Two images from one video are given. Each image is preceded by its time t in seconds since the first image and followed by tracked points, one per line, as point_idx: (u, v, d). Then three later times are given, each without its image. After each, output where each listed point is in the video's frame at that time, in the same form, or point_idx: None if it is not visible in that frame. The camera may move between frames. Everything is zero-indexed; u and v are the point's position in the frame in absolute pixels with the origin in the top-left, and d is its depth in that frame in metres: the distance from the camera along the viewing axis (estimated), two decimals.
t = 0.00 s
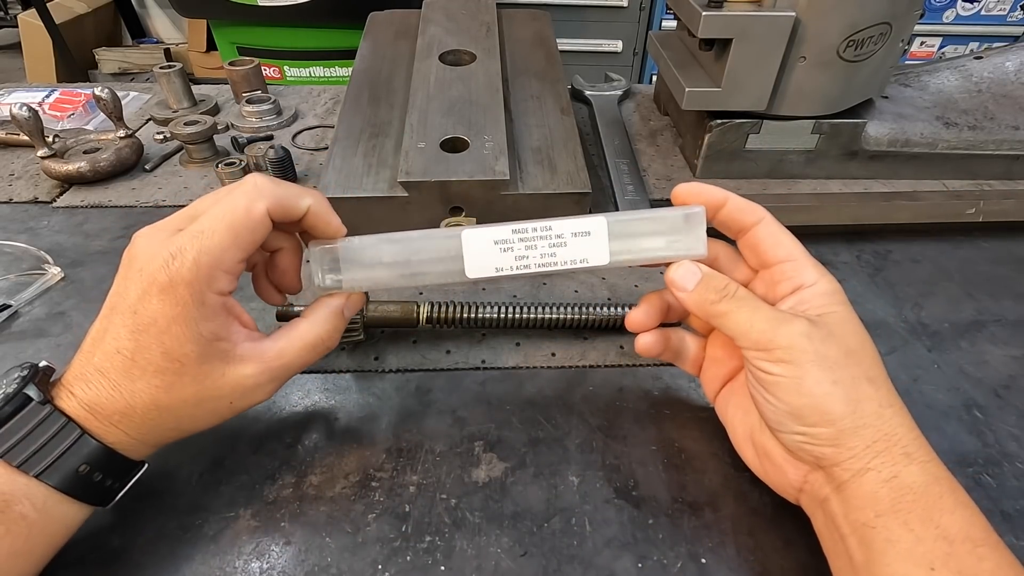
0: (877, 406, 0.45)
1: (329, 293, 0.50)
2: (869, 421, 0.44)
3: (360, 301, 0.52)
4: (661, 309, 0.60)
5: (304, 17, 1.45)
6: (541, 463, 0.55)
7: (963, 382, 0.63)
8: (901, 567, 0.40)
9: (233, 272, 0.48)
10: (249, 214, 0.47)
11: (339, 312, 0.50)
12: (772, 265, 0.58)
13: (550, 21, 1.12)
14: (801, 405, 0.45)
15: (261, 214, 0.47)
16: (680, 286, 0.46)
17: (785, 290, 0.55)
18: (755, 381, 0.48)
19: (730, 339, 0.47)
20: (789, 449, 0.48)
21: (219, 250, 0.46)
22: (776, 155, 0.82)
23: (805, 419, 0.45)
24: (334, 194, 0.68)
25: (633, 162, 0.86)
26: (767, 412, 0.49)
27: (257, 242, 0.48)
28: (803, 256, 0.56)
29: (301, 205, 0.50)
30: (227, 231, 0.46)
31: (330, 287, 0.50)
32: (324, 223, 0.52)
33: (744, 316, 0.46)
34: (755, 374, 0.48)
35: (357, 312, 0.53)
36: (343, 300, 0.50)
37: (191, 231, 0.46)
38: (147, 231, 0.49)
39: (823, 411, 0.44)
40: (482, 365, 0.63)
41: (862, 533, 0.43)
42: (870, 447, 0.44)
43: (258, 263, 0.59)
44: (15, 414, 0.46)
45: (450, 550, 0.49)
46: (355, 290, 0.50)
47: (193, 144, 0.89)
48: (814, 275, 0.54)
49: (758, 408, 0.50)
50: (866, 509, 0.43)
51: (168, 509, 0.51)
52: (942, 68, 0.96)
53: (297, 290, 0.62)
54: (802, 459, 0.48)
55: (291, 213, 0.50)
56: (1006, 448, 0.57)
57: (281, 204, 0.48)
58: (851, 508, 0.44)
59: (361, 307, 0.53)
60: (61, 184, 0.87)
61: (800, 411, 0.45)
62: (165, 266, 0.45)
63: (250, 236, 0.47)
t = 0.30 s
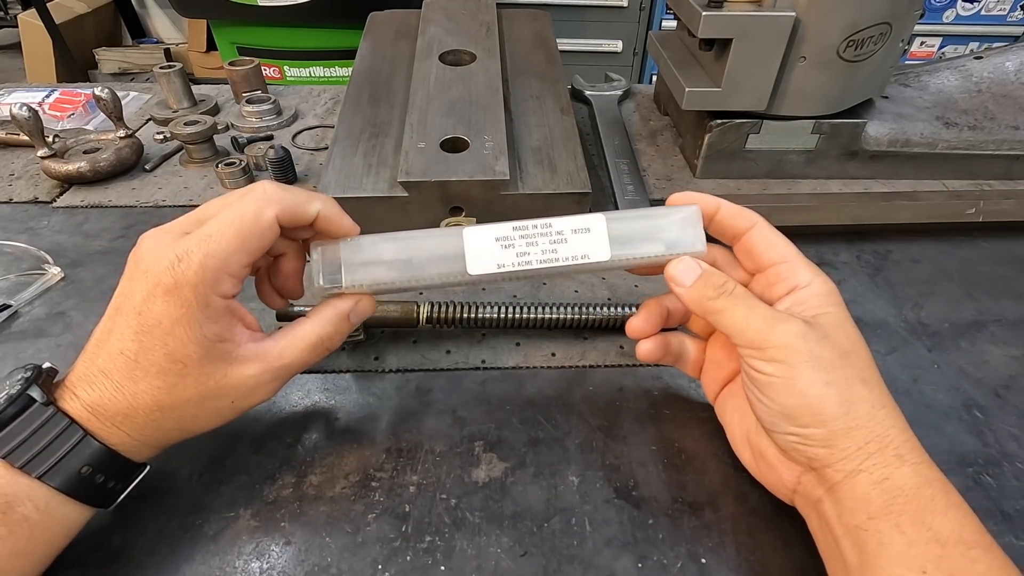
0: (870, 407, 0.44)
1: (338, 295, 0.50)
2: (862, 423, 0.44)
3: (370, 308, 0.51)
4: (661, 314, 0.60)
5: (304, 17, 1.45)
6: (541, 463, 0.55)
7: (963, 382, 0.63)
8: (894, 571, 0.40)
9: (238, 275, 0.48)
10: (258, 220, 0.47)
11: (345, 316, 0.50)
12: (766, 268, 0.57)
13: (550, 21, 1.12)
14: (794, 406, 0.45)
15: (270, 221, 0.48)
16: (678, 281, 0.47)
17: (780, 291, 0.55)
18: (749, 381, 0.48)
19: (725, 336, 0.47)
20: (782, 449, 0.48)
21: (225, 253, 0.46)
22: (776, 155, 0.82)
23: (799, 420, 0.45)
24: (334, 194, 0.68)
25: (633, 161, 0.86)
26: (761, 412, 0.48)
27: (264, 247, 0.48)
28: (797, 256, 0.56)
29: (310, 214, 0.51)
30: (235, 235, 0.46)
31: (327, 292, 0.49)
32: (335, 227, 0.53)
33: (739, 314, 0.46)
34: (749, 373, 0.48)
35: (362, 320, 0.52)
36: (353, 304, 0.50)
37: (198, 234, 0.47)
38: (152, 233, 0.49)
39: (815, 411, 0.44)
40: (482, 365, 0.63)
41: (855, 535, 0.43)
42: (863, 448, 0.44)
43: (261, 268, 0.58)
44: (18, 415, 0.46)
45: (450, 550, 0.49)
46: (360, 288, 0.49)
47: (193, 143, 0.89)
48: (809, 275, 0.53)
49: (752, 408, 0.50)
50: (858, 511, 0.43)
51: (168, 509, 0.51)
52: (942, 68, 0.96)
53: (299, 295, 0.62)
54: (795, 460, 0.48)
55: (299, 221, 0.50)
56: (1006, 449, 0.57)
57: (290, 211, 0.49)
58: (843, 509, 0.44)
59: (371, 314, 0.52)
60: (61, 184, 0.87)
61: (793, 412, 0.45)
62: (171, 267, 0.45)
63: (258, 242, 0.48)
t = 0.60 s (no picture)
0: (826, 418, 0.45)
1: (351, 288, 0.48)
2: (821, 431, 0.44)
3: (385, 304, 0.48)
4: (602, 313, 0.57)
5: (304, 17, 1.45)
6: (541, 463, 0.55)
7: (963, 382, 0.63)
8: None
9: (247, 275, 0.48)
10: (269, 219, 0.47)
11: (356, 309, 0.48)
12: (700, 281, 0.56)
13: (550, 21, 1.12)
14: (754, 416, 0.44)
15: (281, 220, 0.48)
16: (625, 292, 0.44)
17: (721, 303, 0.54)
18: (707, 393, 0.47)
19: (681, 348, 0.46)
20: (738, 464, 0.47)
21: (235, 253, 0.46)
22: (776, 155, 0.82)
23: (759, 430, 0.45)
24: (334, 195, 0.68)
25: (633, 162, 0.86)
26: (718, 426, 0.48)
27: (274, 246, 0.48)
28: (735, 270, 0.55)
29: (322, 217, 0.48)
30: (246, 234, 0.46)
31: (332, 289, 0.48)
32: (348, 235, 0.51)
33: (691, 327, 0.45)
34: (706, 382, 0.47)
35: (376, 318, 0.50)
36: (366, 299, 0.47)
37: (206, 233, 0.46)
38: (152, 235, 0.48)
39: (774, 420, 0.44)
40: (482, 365, 0.63)
41: (816, 553, 0.42)
42: (821, 459, 0.44)
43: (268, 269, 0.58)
44: (26, 425, 0.46)
45: (450, 550, 0.49)
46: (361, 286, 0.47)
47: (193, 143, 0.89)
48: (750, 288, 0.54)
49: (708, 422, 0.49)
50: (818, 528, 0.43)
51: (169, 510, 0.51)
52: (942, 68, 0.96)
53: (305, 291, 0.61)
54: (751, 475, 0.47)
55: (313, 228, 0.48)
56: (1006, 448, 0.57)
57: (302, 214, 0.48)
58: (803, 526, 0.44)
59: (385, 311, 0.49)
60: (61, 184, 0.87)
61: (753, 422, 0.44)
62: (177, 268, 0.45)
63: (269, 241, 0.48)
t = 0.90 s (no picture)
0: (752, 439, 0.44)
1: (374, 309, 0.49)
2: (746, 455, 0.43)
3: (407, 324, 0.50)
4: (532, 352, 0.56)
5: (304, 17, 1.45)
6: (541, 463, 0.55)
7: (963, 382, 0.63)
8: None
9: (266, 292, 0.47)
10: (292, 234, 0.47)
11: (378, 330, 0.49)
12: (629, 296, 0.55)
13: (550, 21, 1.12)
14: (678, 448, 0.43)
15: (304, 235, 0.48)
16: (543, 318, 0.44)
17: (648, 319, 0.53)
18: (634, 423, 0.46)
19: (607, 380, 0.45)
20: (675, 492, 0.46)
21: (255, 269, 0.46)
22: (776, 155, 0.82)
23: (685, 461, 0.44)
24: (334, 195, 0.68)
25: (633, 162, 0.86)
26: (648, 456, 0.46)
27: (295, 262, 0.48)
28: (658, 281, 0.55)
29: (342, 232, 0.49)
30: (267, 251, 0.46)
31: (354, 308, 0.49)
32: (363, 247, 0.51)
33: (612, 359, 0.43)
34: (632, 415, 0.46)
35: (398, 336, 0.51)
36: (389, 320, 0.49)
37: (226, 249, 0.46)
38: (170, 248, 0.47)
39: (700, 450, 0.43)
40: (482, 365, 0.63)
41: None
42: (749, 483, 0.43)
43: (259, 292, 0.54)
44: (41, 439, 0.46)
45: (450, 550, 0.49)
46: (386, 303, 0.49)
47: (193, 143, 0.89)
48: (672, 301, 0.53)
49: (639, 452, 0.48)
50: (754, 554, 0.42)
51: (169, 510, 0.51)
52: (942, 68, 0.96)
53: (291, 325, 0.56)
54: (689, 503, 0.46)
55: (332, 242, 0.49)
56: (1006, 448, 0.57)
57: (323, 229, 0.48)
58: (743, 553, 0.43)
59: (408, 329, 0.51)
60: (61, 184, 0.87)
61: (678, 454, 0.44)
62: (196, 284, 0.44)
63: (290, 255, 0.47)
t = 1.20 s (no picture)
0: (760, 436, 0.44)
1: (380, 315, 0.49)
2: (754, 451, 0.43)
3: (412, 330, 0.50)
4: (539, 355, 0.57)
5: (304, 17, 1.45)
6: (541, 463, 0.55)
7: (964, 382, 0.63)
8: None
9: (267, 297, 0.47)
10: (294, 239, 0.47)
11: (383, 335, 0.49)
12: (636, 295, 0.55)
13: (550, 21, 1.12)
14: (686, 441, 0.44)
15: (307, 241, 0.47)
16: (560, 305, 0.44)
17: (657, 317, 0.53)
18: (643, 416, 0.47)
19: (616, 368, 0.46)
20: (681, 487, 0.46)
21: (257, 275, 0.45)
22: (776, 155, 0.82)
23: (692, 455, 0.44)
24: (334, 195, 0.68)
25: (633, 161, 0.86)
26: (656, 449, 0.47)
27: (297, 267, 0.48)
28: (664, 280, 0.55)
29: (346, 237, 0.50)
30: (270, 256, 0.46)
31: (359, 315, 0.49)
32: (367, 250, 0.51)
33: (623, 346, 0.44)
34: (642, 407, 0.46)
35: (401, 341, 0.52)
36: (394, 326, 0.49)
37: (227, 253, 0.45)
38: (169, 252, 0.47)
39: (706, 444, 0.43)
40: (482, 365, 0.63)
41: None
42: (757, 479, 0.43)
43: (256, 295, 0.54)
44: (39, 441, 0.46)
45: (450, 550, 0.49)
46: (393, 307, 0.49)
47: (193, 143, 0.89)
48: (683, 299, 0.53)
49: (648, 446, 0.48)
50: (759, 552, 0.42)
51: (169, 510, 0.51)
52: (942, 68, 0.96)
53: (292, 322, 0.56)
54: (695, 499, 0.46)
55: (336, 247, 0.49)
56: (1006, 448, 0.57)
57: (326, 234, 0.48)
58: (748, 550, 0.43)
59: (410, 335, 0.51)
60: (61, 184, 0.87)
61: (686, 447, 0.44)
62: (196, 289, 0.44)
63: (292, 260, 0.47)
